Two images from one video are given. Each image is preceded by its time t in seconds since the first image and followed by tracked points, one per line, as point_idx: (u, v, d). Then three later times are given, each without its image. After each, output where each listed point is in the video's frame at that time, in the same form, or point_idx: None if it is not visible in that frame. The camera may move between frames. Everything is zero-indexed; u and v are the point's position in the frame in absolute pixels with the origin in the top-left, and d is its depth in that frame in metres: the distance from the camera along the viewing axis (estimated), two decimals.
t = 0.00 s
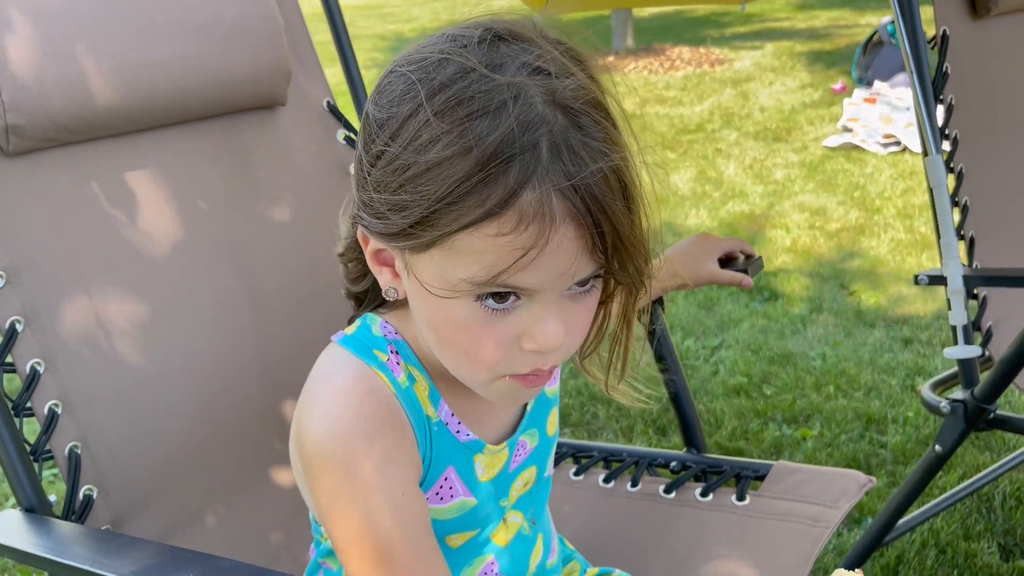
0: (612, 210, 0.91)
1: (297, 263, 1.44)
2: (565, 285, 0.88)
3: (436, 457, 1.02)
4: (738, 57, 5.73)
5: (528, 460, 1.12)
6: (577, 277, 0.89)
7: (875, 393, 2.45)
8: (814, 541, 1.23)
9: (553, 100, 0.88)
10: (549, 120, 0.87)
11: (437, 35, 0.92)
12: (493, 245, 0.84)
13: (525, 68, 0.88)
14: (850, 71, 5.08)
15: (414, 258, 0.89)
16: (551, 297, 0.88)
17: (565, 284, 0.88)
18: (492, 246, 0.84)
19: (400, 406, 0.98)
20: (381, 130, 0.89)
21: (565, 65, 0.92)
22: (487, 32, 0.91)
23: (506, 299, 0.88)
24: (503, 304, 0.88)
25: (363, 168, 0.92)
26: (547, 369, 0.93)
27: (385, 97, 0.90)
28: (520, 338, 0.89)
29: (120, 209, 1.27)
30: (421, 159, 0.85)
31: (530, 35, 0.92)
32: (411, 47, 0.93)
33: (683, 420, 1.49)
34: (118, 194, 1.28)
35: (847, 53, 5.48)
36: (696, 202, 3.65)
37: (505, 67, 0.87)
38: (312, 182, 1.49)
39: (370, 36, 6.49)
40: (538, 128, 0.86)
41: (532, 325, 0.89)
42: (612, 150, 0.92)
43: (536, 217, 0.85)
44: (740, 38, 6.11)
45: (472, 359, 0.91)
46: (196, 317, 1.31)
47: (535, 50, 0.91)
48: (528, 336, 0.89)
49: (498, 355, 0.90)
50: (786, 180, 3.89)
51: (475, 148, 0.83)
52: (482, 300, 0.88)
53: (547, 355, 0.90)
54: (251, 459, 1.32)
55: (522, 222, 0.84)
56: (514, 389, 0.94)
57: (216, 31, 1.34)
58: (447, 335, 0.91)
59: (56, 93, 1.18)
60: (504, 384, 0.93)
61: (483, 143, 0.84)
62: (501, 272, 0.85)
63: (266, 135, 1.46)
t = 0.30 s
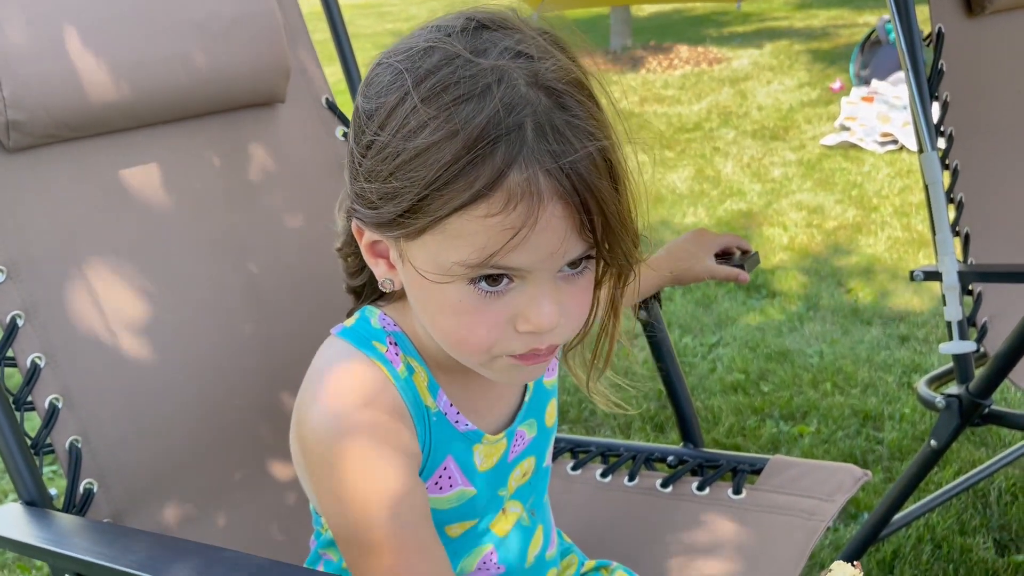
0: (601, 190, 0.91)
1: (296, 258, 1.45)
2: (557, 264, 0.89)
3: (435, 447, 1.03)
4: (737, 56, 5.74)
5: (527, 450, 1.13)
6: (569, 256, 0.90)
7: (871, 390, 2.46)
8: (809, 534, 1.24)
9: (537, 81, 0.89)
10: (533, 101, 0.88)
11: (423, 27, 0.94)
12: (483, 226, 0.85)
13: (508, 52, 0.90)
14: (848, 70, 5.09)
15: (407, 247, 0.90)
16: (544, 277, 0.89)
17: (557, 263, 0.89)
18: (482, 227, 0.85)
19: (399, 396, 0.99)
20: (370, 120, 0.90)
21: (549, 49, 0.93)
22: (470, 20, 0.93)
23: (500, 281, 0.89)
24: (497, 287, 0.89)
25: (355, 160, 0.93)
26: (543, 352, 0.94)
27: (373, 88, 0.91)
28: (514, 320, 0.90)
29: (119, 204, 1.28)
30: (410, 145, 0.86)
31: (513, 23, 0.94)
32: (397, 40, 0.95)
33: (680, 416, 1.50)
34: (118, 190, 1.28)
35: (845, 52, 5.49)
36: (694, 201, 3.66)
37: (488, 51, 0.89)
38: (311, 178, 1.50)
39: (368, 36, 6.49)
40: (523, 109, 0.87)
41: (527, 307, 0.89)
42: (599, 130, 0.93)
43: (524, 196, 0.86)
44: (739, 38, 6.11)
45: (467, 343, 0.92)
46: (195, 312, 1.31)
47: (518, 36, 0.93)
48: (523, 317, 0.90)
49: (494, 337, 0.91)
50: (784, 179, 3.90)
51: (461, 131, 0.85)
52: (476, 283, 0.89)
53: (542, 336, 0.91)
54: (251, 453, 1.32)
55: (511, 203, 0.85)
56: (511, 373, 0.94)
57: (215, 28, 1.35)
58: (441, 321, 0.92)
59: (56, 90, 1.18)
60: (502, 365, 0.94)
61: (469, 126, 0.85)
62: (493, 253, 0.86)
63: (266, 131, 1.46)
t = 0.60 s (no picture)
0: (608, 185, 0.92)
1: (300, 258, 1.45)
2: (564, 260, 0.90)
3: (440, 443, 1.03)
4: (737, 55, 5.74)
5: (533, 448, 1.13)
6: (576, 252, 0.90)
7: (873, 389, 2.47)
8: (813, 533, 1.25)
9: (544, 79, 0.90)
10: (541, 98, 0.89)
11: (430, 26, 0.95)
12: (492, 222, 0.86)
13: (515, 50, 0.91)
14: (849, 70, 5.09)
15: (416, 243, 0.90)
16: (552, 273, 0.89)
17: (565, 259, 0.90)
18: (490, 223, 0.86)
19: (405, 392, 1.00)
20: (379, 118, 0.91)
21: (555, 47, 0.94)
22: (477, 18, 0.93)
23: (507, 277, 0.89)
24: (504, 283, 0.90)
25: (363, 159, 0.94)
26: (550, 349, 0.94)
27: (381, 86, 0.92)
28: (522, 316, 0.90)
29: (125, 205, 1.28)
30: (419, 142, 0.87)
31: (519, 22, 0.95)
32: (404, 40, 0.96)
33: (684, 415, 1.51)
34: (124, 190, 1.29)
35: (846, 52, 5.49)
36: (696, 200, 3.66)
37: (496, 50, 0.90)
38: (315, 178, 1.50)
39: (368, 36, 6.49)
40: (531, 106, 0.88)
41: (534, 303, 0.90)
42: (605, 126, 0.94)
43: (532, 192, 0.86)
44: (739, 37, 6.11)
45: (474, 338, 0.93)
46: (200, 312, 1.32)
47: (524, 35, 0.93)
48: (531, 313, 0.90)
49: (500, 333, 0.92)
50: (785, 178, 3.90)
51: (471, 127, 0.85)
52: (484, 279, 0.89)
53: (549, 332, 0.91)
54: (256, 453, 1.33)
55: (520, 198, 0.86)
56: (518, 370, 0.95)
57: (219, 28, 1.35)
58: (449, 317, 0.93)
59: (62, 91, 1.19)
60: (508, 362, 0.94)
61: (478, 123, 0.85)
62: (501, 248, 0.86)
63: (270, 132, 1.47)
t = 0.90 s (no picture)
0: (636, 189, 0.92)
1: (305, 258, 1.46)
2: (584, 261, 0.90)
3: (452, 437, 1.04)
4: (738, 55, 5.74)
5: (543, 441, 1.14)
6: (597, 254, 0.91)
7: (875, 388, 2.47)
8: (817, 532, 1.25)
9: (576, 83, 0.90)
10: (571, 101, 0.89)
11: (460, 18, 0.95)
12: (517, 222, 0.86)
13: (548, 51, 0.91)
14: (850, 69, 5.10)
15: (437, 236, 0.91)
16: (572, 274, 0.90)
17: (585, 260, 0.90)
18: (515, 223, 0.86)
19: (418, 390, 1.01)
20: (405, 108, 0.91)
21: (587, 49, 0.94)
22: (509, 16, 0.93)
23: (527, 275, 0.90)
24: (523, 281, 0.90)
25: (387, 147, 0.94)
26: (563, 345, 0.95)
27: (408, 75, 0.92)
28: (539, 314, 0.91)
29: (132, 205, 1.29)
30: (447, 138, 0.87)
31: (551, 22, 0.95)
32: (432, 29, 0.97)
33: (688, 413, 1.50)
34: (130, 190, 1.30)
35: (847, 52, 5.49)
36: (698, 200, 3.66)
37: (528, 50, 0.90)
38: (320, 178, 1.51)
39: (369, 36, 6.49)
40: (562, 108, 0.88)
41: (551, 302, 0.90)
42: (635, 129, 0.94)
43: (559, 194, 0.87)
44: (741, 37, 6.11)
45: (490, 334, 0.93)
46: (206, 311, 1.33)
47: (556, 35, 0.93)
48: (547, 312, 0.91)
49: (517, 330, 0.92)
50: (787, 178, 3.90)
51: (499, 127, 0.86)
52: (503, 277, 0.90)
53: (566, 331, 0.92)
54: (262, 452, 1.33)
55: (546, 200, 0.86)
56: (531, 365, 0.95)
57: (225, 29, 1.36)
58: (466, 312, 0.93)
59: (69, 91, 1.20)
60: (521, 357, 0.95)
61: (507, 123, 0.86)
62: (524, 247, 0.87)
63: (275, 132, 1.47)
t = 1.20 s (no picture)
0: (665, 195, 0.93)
1: (311, 257, 1.46)
2: (615, 270, 0.91)
3: (470, 440, 1.04)
4: (741, 55, 5.74)
5: (558, 445, 1.14)
6: (626, 263, 0.92)
7: (879, 387, 2.47)
8: (823, 528, 1.25)
9: (614, 88, 0.90)
10: (609, 105, 0.89)
11: (496, 19, 0.94)
12: (551, 227, 0.87)
13: (586, 53, 0.90)
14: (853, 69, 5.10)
15: (467, 237, 0.92)
16: (601, 282, 0.90)
17: (615, 269, 0.91)
18: (549, 228, 0.87)
19: (439, 390, 1.01)
20: (440, 108, 0.90)
21: (622, 53, 0.94)
22: (547, 17, 0.93)
23: (557, 281, 0.90)
24: (553, 287, 0.91)
25: (418, 146, 0.94)
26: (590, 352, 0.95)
27: (443, 75, 0.92)
28: (567, 321, 0.91)
29: (139, 205, 1.30)
30: (483, 139, 0.87)
31: (589, 25, 0.94)
32: (468, 30, 0.96)
33: (691, 409, 1.51)
34: (138, 190, 1.30)
35: (850, 51, 5.49)
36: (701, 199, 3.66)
37: (567, 53, 0.90)
38: (325, 178, 1.51)
39: (371, 36, 6.49)
40: (599, 112, 0.88)
41: (580, 309, 0.91)
42: (666, 137, 0.94)
43: (593, 200, 0.87)
44: (744, 37, 6.10)
45: (516, 339, 0.94)
46: (213, 311, 1.33)
47: (594, 38, 0.93)
48: (576, 319, 0.91)
49: (545, 336, 0.93)
50: (790, 177, 3.90)
51: (538, 130, 0.86)
52: (533, 282, 0.90)
53: (594, 337, 0.93)
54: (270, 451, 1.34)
55: (582, 206, 0.87)
56: (555, 372, 0.95)
57: (232, 29, 1.36)
58: (493, 317, 0.94)
59: (77, 91, 1.20)
60: (546, 364, 0.95)
61: (546, 126, 0.86)
62: (557, 253, 0.88)
63: (281, 131, 1.48)
